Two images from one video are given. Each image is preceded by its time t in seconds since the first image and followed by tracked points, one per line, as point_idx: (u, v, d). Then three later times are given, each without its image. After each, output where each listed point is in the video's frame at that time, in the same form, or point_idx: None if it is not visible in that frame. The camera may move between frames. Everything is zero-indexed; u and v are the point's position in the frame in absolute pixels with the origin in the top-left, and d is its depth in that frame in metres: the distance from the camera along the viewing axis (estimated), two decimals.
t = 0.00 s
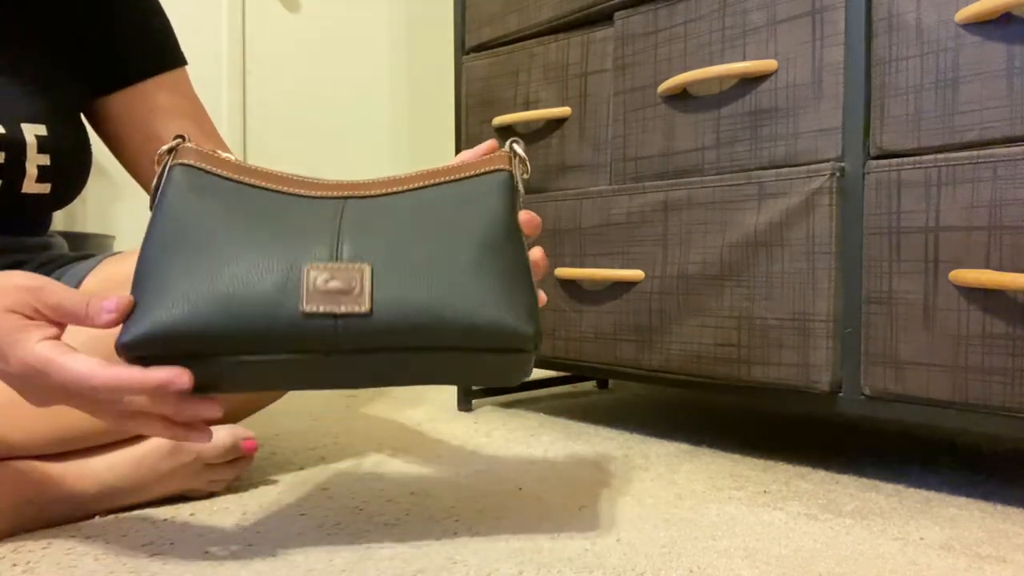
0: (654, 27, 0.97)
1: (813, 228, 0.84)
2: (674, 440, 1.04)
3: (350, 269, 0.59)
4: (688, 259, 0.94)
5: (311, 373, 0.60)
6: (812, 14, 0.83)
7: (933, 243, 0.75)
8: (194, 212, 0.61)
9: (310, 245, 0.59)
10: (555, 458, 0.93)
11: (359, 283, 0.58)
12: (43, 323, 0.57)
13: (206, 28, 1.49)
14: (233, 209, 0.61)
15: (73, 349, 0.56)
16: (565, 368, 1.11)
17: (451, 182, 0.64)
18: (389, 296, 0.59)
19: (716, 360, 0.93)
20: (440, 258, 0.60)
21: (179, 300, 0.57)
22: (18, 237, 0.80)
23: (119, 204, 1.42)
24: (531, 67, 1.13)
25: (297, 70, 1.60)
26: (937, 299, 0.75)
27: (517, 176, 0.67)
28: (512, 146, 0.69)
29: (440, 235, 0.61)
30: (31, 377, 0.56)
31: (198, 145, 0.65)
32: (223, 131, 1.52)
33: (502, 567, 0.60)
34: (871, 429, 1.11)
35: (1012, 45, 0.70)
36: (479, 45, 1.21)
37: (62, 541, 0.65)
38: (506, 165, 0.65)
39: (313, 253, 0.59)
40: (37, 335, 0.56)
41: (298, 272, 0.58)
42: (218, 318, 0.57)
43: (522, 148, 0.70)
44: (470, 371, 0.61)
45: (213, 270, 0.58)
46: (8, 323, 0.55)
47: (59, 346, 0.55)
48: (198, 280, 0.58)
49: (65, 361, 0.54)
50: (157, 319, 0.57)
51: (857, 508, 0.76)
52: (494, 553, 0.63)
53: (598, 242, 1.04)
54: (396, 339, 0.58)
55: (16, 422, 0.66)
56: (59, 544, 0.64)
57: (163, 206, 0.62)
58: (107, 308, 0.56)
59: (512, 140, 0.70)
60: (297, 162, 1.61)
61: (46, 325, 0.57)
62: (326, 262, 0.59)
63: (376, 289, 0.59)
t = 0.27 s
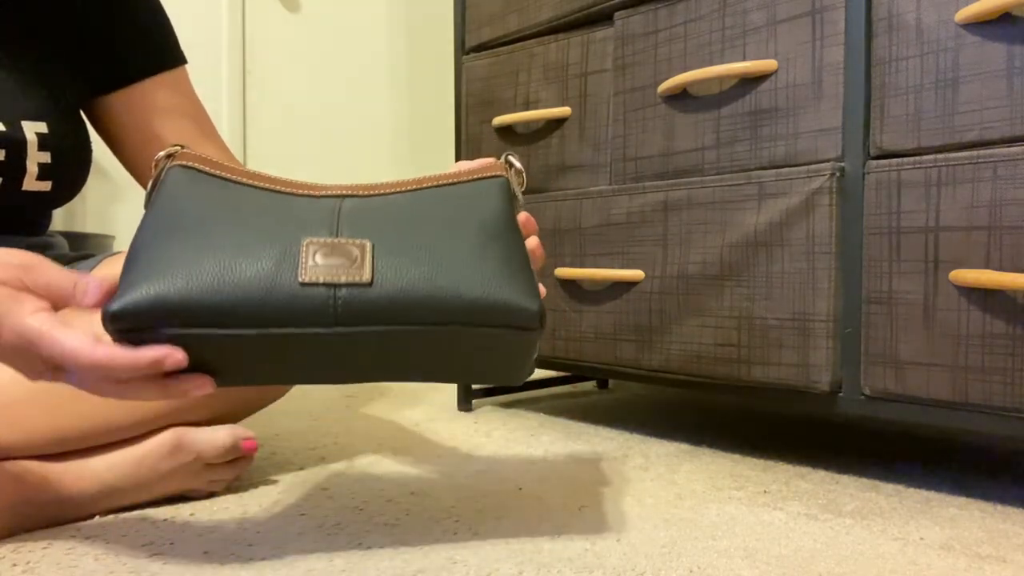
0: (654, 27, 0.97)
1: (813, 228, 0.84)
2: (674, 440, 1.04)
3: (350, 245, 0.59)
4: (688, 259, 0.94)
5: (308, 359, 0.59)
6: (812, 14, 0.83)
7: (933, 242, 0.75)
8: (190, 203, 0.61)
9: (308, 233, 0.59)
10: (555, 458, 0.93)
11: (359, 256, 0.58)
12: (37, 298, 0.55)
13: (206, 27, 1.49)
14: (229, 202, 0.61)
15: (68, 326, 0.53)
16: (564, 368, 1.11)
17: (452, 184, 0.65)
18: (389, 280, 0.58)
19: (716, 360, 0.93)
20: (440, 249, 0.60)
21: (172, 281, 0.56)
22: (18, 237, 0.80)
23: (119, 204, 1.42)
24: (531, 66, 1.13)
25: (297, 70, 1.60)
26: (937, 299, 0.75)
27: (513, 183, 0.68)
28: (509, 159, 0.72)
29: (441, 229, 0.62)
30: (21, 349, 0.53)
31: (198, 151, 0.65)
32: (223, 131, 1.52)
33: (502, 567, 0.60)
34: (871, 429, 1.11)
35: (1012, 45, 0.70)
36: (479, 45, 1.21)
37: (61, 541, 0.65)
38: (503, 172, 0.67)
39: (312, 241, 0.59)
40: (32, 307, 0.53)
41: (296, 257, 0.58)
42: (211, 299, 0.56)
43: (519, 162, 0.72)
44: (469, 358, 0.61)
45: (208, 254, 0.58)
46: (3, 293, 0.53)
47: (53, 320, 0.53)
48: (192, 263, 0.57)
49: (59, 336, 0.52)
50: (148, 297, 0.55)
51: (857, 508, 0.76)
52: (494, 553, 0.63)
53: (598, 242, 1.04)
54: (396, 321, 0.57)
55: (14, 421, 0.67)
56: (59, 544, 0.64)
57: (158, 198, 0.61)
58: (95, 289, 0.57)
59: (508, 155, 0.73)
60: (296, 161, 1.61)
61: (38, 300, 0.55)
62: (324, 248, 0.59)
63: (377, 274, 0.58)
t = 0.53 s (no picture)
0: (654, 27, 0.97)
1: (813, 228, 0.84)
2: (674, 440, 1.04)
3: (355, 243, 0.59)
4: (688, 259, 0.94)
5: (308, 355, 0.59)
6: (812, 14, 0.83)
7: (932, 242, 0.75)
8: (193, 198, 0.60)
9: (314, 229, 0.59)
10: (555, 458, 0.93)
11: (364, 254, 0.58)
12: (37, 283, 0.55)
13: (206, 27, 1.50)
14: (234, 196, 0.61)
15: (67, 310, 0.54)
16: (565, 368, 1.11)
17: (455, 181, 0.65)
18: (397, 275, 0.58)
19: (716, 360, 0.93)
20: (447, 247, 0.60)
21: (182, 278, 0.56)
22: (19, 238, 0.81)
23: (120, 204, 1.42)
24: (531, 66, 1.13)
25: (297, 70, 1.60)
26: (937, 299, 0.75)
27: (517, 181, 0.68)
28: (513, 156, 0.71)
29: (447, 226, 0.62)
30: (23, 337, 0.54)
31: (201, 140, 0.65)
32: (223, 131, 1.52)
33: (502, 567, 0.60)
34: (871, 429, 1.11)
35: (1012, 45, 0.70)
36: (479, 45, 1.21)
37: (62, 541, 0.65)
38: (507, 171, 0.66)
39: (319, 236, 0.59)
40: (32, 291, 0.54)
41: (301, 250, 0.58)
42: (220, 297, 0.56)
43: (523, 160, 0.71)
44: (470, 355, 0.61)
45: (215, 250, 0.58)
46: (3, 279, 0.54)
47: (52, 303, 0.53)
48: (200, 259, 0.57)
49: (59, 319, 0.52)
50: (158, 295, 0.55)
51: (857, 508, 0.76)
52: (494, 553, 0.63)
53: (598, 242, 1.04)
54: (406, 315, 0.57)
55: (14, 421, 0.67)
56: (60, 544, 0.64)
57: (163, 193, 0.61)
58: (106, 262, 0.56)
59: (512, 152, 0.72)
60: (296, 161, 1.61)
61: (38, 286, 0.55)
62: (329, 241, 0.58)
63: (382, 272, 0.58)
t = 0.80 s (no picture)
0: (654, 28, 0.98)
1: (813, 228, 0.84)
2: (674, 440, 1.04)
3: (370, 330, 0.60)
4: (688, 259, 0.94)
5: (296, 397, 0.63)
6: (812, 14, 0.83)
7: (932, 242, 0.75)
8: (202, 218, 0.57)
9: (333, 275, 0.60)
10: (555, 458, 0.93)
11: (378, 347, 0.60)
12: (44, 325, 0.56)
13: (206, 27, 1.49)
14: (241, 229, 0.58)
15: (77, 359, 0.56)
16: (564, 368, 1.11)
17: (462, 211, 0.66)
18: (405, 360, 0.61)
19: (716, 360, 0.93)
20: (450, 318, 0.63)
21: (202, 324, 0.56)
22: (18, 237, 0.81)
23: (119, 204, 1.42)
24: (531, 67, 1.13)
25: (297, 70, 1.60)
26: (937, 299, 0.75)
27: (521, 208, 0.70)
28: (521, 168, 0.72)
29: (453, 271, 0.64)
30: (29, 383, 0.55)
31: (195, 117, 0.59)
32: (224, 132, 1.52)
33: (502, 568, 0.60)
34: (871, 429, 1.11)
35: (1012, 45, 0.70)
36: (479, 45, 1.21)
37: (61, 541, 0.65)
38: (513, 200, 0.69)
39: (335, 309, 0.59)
40: (42, 337, 0.55)
41: (322, 306, 0.59)
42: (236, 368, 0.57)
43: (529, 171, 0.72)
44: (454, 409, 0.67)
45: (234, 292, 0.57)
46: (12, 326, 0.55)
47: (63, 353, 0.55)
48: (219, 302, 0.56)
49: (70, 371, 0.55)
50: (173, 351, 0.55)
51: (857, 508, 0.76)
52: (494, 553, 0.63)
53: (598, 242, 1.04)
54: (405, 379, 0.62)
55: (13, 421, 0.67)
56: (60, 544, 0.64)
57: (163, 222, 0.57)
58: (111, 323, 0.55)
59: (518, 159, 0.73)
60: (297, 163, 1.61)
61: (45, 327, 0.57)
62: (349, 296, 0.60)
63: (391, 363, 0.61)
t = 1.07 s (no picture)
0: (654, 28, 0.97)
1: (813, 228, 0.84)
2: (674, 440, 1.04)
3: (369, 333, 0.60)
4: (688, 259, 0.94)
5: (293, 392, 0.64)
6: (812, 14, 0.83)
7: (932, 242, 0.75)
8: (205, 215, 0.57)
9: (335, 276, 0.60)
10: (555, 458, 0.93)
11: (376, 350, 0.60)
12: (40, 324, 0.57)
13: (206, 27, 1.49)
14: (243, 227, 0.58)
15: (72, 358, 0.56)
16: (563, 368, 1.11)
17: (466, 214, 0.66)
18: (401, 362, 0.61)
19: (716, 360, 0.93)
20: (449, 322, 0.63)
21: (202, 323, 0.56)
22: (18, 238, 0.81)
23: (119, 204, 1.42)
24: (531, 67, 1.13)
25: (297, 70, 1.60)
26: (937, 299, 0.75)
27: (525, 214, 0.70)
28: (526, 171, 0.72)
29: (454, 273, 0.64)
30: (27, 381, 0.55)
31: (199, 111, 0.59)
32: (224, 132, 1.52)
33: (502, 568, 0.60)
34: (870, 429, 1.11)
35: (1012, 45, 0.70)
36: (479, 45, 1.21)
37: (61, 541, 0.65)
38: (517, 203, 0.69)
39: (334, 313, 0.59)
40: (38, 336, 0.56)
41: (323, 307, 0.59)
42: (233, 367, 0.57)
43: (535, 174, 0.72)
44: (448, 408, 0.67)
45: (235, 291, 0.57)
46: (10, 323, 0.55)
47: (59, 352, 0.55)
48: (221, 301, 0.56)
49: (65, 371, 0.55)
50: (171, 350, 0.55)
51: (857, 508, 0.76)
52: (494, 553, 0.63)
53: (598, 242, 1.04)
54: (401, 381, 0.62)
55: (13, 422, 0.67)
56: (60, 544, 0.64)
57: (164, 218, 0.57)
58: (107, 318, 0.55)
59: (523, 162, 0.73)
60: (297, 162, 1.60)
61: (41, 325, 0.57)
62: (350, 298, 0.60)
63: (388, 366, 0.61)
